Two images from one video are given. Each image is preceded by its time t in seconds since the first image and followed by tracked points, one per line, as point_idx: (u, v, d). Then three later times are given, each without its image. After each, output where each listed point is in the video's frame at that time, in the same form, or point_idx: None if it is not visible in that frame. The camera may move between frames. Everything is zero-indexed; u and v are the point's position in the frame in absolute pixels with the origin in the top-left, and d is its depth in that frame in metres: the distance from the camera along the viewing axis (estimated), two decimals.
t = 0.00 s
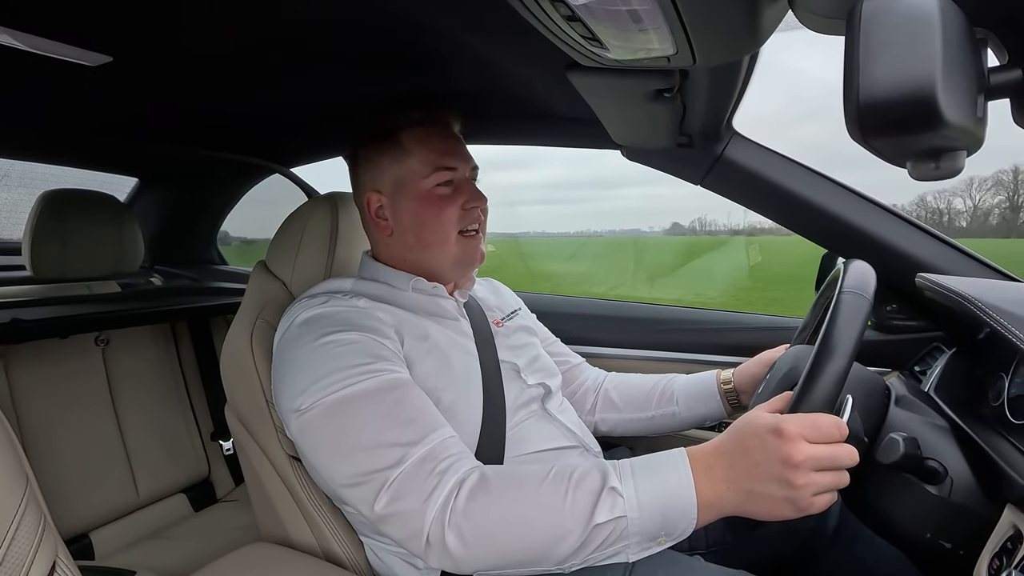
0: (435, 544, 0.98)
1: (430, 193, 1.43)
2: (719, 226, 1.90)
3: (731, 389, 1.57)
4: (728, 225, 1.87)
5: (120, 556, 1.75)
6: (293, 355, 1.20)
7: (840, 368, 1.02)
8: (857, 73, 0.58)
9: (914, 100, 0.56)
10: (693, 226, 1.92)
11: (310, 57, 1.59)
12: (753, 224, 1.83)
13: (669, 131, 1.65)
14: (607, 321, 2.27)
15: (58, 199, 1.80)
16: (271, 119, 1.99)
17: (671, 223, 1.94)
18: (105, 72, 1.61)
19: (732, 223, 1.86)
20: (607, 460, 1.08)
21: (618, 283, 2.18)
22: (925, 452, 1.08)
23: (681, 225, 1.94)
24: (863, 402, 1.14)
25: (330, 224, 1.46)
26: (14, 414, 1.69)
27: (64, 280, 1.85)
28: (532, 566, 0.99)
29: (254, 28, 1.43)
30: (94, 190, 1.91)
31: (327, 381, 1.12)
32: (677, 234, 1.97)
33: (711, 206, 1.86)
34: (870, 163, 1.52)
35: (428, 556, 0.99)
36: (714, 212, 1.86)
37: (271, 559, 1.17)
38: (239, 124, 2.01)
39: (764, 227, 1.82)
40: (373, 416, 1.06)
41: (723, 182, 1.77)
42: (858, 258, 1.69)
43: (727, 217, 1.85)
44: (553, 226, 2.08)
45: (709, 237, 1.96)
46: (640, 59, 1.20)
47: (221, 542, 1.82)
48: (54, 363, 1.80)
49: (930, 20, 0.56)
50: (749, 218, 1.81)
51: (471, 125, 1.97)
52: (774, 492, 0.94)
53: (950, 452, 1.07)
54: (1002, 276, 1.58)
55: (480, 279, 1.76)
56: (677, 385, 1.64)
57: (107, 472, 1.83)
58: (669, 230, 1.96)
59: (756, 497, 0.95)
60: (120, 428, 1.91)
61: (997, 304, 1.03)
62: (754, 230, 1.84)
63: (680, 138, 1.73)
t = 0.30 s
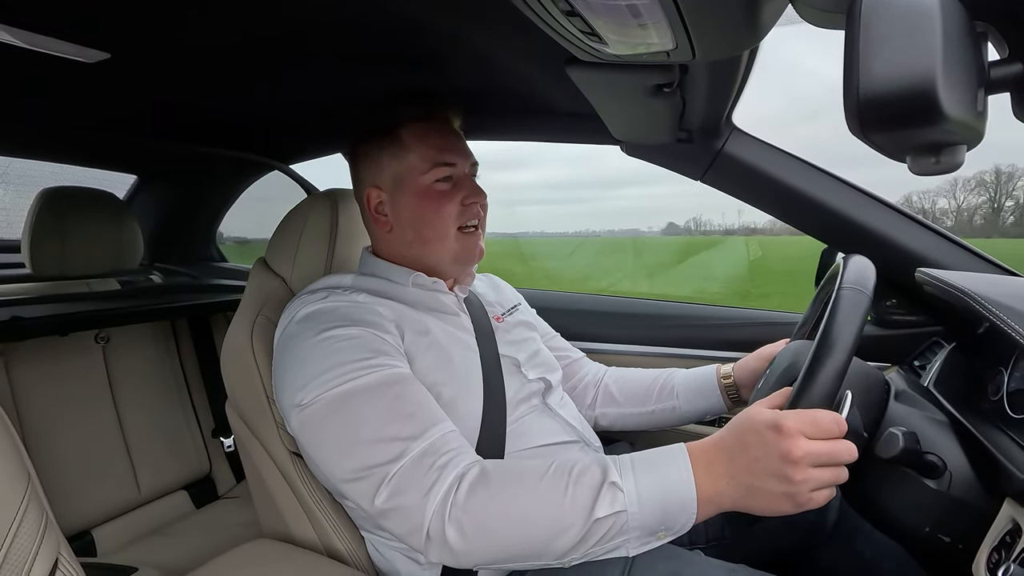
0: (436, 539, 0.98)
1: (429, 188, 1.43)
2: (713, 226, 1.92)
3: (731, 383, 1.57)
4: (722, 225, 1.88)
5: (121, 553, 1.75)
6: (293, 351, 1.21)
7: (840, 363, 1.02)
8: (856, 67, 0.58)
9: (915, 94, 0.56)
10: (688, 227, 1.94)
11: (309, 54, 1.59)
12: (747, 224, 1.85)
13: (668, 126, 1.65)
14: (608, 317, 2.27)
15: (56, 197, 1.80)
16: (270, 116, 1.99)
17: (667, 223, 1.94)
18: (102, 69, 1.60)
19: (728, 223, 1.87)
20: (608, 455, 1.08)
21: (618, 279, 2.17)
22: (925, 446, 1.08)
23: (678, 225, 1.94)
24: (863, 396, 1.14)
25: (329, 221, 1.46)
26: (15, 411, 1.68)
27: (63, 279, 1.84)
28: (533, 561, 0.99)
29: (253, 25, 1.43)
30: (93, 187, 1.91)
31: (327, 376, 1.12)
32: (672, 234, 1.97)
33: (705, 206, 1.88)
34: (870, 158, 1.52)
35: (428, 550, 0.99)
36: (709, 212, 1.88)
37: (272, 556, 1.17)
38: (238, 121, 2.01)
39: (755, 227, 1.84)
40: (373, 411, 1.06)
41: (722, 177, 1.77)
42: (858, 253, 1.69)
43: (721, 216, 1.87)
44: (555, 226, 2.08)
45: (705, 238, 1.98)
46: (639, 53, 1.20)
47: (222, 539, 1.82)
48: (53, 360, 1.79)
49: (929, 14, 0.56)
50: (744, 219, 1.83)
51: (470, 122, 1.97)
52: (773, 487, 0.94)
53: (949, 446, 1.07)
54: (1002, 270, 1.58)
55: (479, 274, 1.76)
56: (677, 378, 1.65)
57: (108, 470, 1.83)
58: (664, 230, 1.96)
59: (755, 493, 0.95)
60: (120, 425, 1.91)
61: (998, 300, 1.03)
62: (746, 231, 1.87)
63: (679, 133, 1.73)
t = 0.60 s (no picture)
0: (438, 535, 0.99)
1: (432, 184, 1.43)
2: (709, 226, 1.95)
3: (732, 376, 1.57)
4: (718, 225, 1.91)
5: (125, 550, 1.75)
6: (293, 349, 1.21)
7: (840, 356, 1.02)
8: (856, 58, 0.58)
9: (915, 85, 0.56)
10: (683, 227, 1.96)
11: (308, 50, 1.58)
12: (741, 224, 1.88)
13: (668, 119, 1.65)
14: (608, 311, 2.27)
15: (56, 195, 1.79)
16: (269, 112, 1.99)
17: (663, 223, 1.96)
18: (100, 66, 1.60)
19: (723, 223, 1.90)
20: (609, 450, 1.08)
21: (619, 271, 2.19)
22: (925, 438, 1.08)
23: (673, 225, 1.97)
24: (863, 389, 1.14)
25: (328, 218, 1.46)
26: (17, 410, 1.68)
27: (64, 277, 1.84)
28: (534, 556, 0.99)
29: (251, 21, 1.43)
30: (93, 185, 1.90)
31: (328, 374, 1.12)
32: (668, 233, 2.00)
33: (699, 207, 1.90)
34: (869, 151, 1.52)
35: (430, 547, 0.99)
36: (704, 213, 1.90)
37: (274, 552, 1.17)
38: (237, 117, 2.01)
39: (749, 227, 1.87)
40: (373, 409, 1.07)
41: (723, 169, 1.76)
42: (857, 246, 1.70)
43: (716, 217, 1.89)
44: (556, 225, 2.11)
45: (704, 237, 2.01)
46: (639, 46, 1.19)
47: (225, 535, 1.82)
48: (54, 358, 1.79)
49: (928, 4, 0.56)
50: (738, 221, 1.87)
51: (470, 117, 1.97)
52: (775, 479, 0.94)
53: (950, 438, 1.08)
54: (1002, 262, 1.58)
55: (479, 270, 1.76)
56: (677, 372, 1.65)
57: (111, 467, 1.83)
58: (661, 230, 1.99)
59: (757, 485, 0.95)
60: (123, 422, 1.91)
61: (998, 291, 1.03)
62: (739, 230, 1.92)
63: (679, 126, 1.72)
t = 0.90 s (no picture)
0: (438, 530, 0.98)
1: (389, 187, 1.44)
2: (704, 226, 1.92)
3: (730, 380, 1.56)
4: (714, 225, 1.88)
5: (123, 551, 1.75)
6: (291, 347, 1.21)
7: (842, 353, 1.02)
8: (857, 61, 0.58)
9: (913, 86, 0.56)
10: (680, 227, 1.92)
11: (308, 50, 1.59)
12: (737, 224, 1.86)
13: (667, 121, 1.65)
14: (608, 312, 2.27)
15: (55, 196, 1.79)
16: (269, 113, 1.99)
17: (660, 223, 1.91)
18: (100, 66, 1.60)
19: (719, 223, 1.87)
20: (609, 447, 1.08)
21: (619, 270, 2.19)
22: (925, 439, 1.08)
23: (670, 226, 1.92)
24: (863, 389, 1.14)
25: (329, 217, 1.46)
26: (16, 410, 1.68)
27: (63, 278, 1.84)
28: (535, 552, 0.99)
29: (251, 21, 1.43)
30: (94, 185, 1.91)
31: (325, 372, 1.12)
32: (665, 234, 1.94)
33: (697, 206, 1.87)
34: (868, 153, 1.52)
35: (430, 542, 0.99)
36: (700, 212, 1.88)
37: (274, 552, 1.17)
38: (237, 118, 2.01)
39: (746, 226, 1.86)
40: (371, 405, 1.07)
41: (721, 170, 1.77)
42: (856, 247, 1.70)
43: (712, 217, 1.87)
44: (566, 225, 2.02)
45: (703, 236, 1.97)
46: (638, 48, 1.19)
47: (225, 536, 1.82)
48: (54, 357, 1.79)
49: (928, 7, 0.56)
50: (735, 220, 1.85)
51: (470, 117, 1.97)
52: (778, 474, 0.94)
53: (950, 439, 1.08)
54: (1001, 263, 1.59)
55: (478, 270, 1.77)
56: (676, 376, 1.65)
57: (109, 467, 1.83)
58: (659, 230, 1.93)
59: (760, 480, 0.95)
60: (122, 422, 1.91)
61: (998, 292, 1.03)
62: (736, 230, 1.90)
63: (679, 127, 1.72)
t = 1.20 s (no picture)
0: (436, 537, 0.98)
1: (405, 190, 1.44)
2: (699, 227, 1.92)
3: (729, 385, 1.57)
4: (709, 225, 1.88)
5: (120, 556, 1.74)
6: (291, 352, 1.20)
7: (841, 357, 1.02)
8: (854, 66, 0.58)
9: (911, 91, 0.56)
10: (676, 228, 1.93)
11: (307, 55, 1.59)
12: (732, 225, 1.87)
13: (666, 126, 1.65)
14: (607, 316, 2.27)
15: (54, 200, 1.80)
16: (269, 117, 1.99)
17: (655, 223, 1.94)
18: (100, 70, 1.60)
19: (714, 223, 1.87)
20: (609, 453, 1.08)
21: (618, 275, 2.17)
22: (925, 445, 1.08)
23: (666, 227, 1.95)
24: (863, 394, 1.14)
25: (328, 222, 1.46)
26: (14, 414, 1.68)
27: (62, 282, 1.85)
28: (534, 559, 0.99)
29: (251, 25, 1.43)
30: (94, 189, 1.92)
31: (326, 378, 1.12)
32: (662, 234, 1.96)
33: (691, 206, 1.88)
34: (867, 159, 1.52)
35: (429, 549, 0.99)
36: (694, 212, 1.88)
37: (272, 557, 1.17)
38: (236, 122, 2.01)
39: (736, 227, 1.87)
40: (371, 411, 1.06)
41: (720, 176, 1.77)
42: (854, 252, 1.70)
43: (707, 218, 1.87)
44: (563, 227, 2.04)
45: (701, 237, 1.97)
46: (637, 53, 1.19)
47: (222, 541, 1.82)
48: (52, 360, 1.79)
49: (926, 12, 0.56)
50: (728, 222, 1.85)
51: (470, 122, 1.97)
52: (776, 481, 0.94)
53: (949, 445, 1.07)
54: (999, 267, 1.59)
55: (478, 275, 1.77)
56: (676, 381, 1.65)
57: (107, 472, 1.83)
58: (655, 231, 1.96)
59: (758, 487, 0.95)
60: (120, 426, 1.90)
61: (996, 297, 1.03)
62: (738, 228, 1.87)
63: (677, 133, 1.73)
